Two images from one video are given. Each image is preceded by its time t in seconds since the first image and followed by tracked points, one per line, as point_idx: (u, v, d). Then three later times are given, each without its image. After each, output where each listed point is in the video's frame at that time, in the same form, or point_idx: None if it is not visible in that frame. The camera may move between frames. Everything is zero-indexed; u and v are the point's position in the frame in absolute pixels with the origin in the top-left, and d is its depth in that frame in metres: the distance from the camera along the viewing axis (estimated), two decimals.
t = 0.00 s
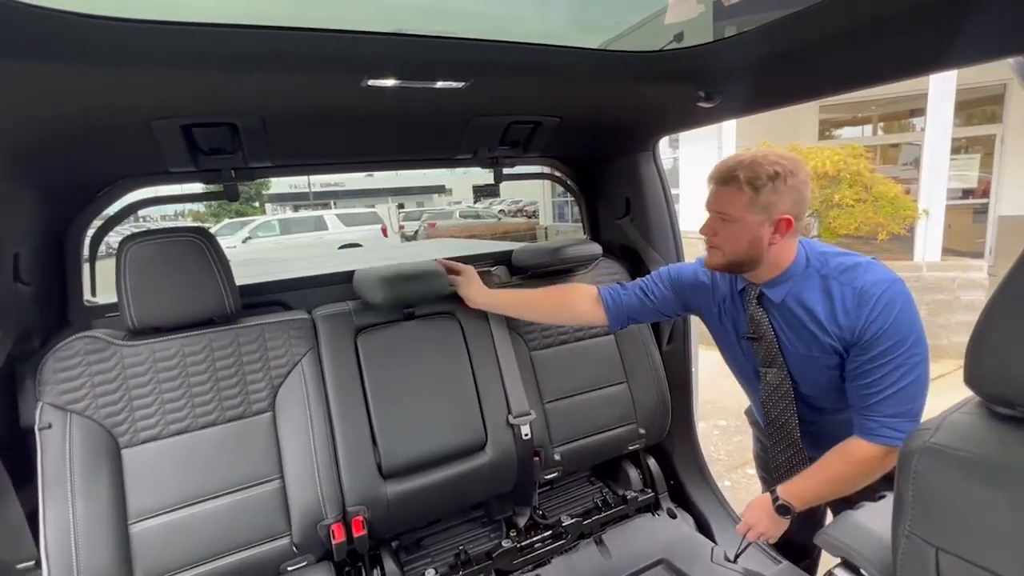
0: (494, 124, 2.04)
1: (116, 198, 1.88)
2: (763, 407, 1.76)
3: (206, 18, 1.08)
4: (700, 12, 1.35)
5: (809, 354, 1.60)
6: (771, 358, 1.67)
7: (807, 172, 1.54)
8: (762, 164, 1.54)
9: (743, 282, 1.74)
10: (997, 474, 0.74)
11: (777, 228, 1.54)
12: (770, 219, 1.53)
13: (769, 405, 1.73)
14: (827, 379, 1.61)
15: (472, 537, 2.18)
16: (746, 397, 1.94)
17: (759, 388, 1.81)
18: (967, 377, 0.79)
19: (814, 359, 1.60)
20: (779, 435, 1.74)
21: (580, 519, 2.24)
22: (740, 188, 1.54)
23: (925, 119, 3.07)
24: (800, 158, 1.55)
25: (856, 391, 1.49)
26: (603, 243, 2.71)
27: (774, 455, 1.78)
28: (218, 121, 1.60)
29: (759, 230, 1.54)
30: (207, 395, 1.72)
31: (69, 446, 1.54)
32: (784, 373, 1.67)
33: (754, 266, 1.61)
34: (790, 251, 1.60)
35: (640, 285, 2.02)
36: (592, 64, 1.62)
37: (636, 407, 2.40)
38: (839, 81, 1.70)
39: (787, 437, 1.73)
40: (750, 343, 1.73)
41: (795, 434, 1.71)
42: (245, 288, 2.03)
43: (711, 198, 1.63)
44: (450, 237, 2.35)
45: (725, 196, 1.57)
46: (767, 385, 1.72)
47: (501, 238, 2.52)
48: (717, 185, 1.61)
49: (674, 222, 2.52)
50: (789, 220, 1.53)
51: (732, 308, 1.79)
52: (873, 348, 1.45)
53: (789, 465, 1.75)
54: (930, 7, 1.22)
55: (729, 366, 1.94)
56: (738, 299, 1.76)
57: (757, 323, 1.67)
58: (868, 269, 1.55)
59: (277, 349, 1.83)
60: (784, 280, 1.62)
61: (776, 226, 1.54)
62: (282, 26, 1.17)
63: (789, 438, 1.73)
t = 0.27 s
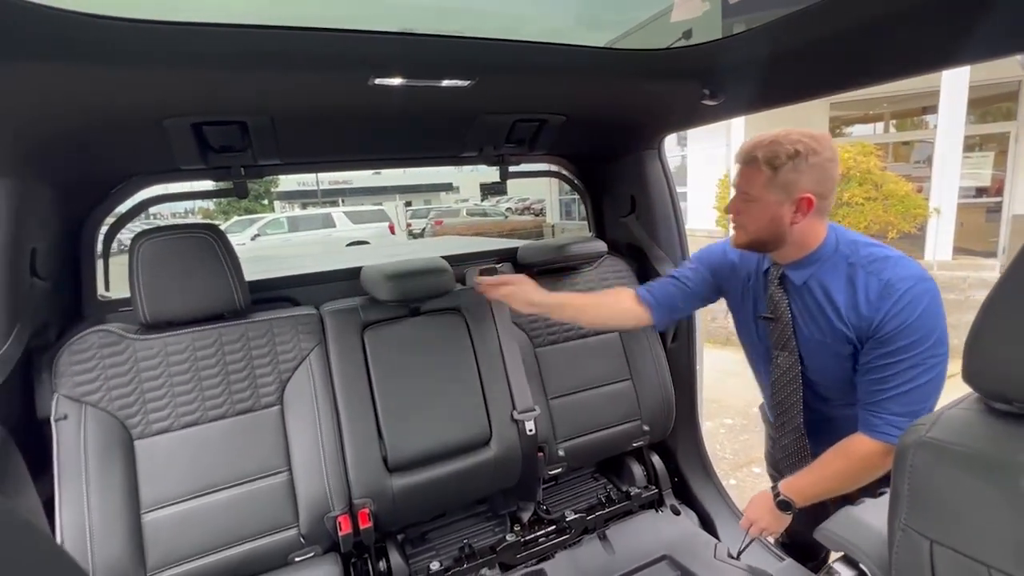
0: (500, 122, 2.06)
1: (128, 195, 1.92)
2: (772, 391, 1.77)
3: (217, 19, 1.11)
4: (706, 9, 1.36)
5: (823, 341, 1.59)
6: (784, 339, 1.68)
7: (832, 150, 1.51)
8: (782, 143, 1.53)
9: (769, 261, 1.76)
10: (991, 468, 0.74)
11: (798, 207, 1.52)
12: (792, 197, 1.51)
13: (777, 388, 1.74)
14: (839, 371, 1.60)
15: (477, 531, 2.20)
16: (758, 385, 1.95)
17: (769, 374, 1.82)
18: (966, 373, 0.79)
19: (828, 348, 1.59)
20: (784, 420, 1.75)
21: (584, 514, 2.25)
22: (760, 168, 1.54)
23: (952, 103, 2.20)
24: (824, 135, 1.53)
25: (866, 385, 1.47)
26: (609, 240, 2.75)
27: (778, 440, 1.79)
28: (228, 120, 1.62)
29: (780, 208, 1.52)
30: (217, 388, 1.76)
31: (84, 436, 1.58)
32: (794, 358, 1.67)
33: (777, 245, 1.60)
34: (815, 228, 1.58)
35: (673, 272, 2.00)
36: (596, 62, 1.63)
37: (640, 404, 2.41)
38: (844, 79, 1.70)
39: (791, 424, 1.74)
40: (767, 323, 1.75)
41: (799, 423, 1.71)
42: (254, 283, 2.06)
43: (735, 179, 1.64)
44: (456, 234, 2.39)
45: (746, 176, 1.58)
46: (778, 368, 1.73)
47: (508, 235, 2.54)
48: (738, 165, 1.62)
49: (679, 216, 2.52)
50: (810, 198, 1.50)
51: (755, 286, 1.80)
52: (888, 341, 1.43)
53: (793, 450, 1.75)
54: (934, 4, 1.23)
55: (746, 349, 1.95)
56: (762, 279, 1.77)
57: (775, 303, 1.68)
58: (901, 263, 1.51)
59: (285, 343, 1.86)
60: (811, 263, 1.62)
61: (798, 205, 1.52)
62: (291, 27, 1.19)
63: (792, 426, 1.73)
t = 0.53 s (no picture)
0: (505, 121, 2.08)
1: (138, 193, 1.94)
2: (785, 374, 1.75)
3: (227, 20, 1.13)
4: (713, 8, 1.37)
5: (845, 335, 1.53)
6: (811, 323, 1.63)
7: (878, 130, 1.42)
8: (824, 127, 1.47)
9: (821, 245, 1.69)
10: (985, 467, 0.72)
11: (845, 192, 1.45)
12: (835, 184, 1.45)
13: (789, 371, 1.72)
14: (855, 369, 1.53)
15: (479, 527, 2.23)
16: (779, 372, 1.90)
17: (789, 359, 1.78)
18: (963, 371, 0.78)
19: (849, 342, 1.52)
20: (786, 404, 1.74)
21: (586, 511, 2.27)
22: (801, 156, 1.50)
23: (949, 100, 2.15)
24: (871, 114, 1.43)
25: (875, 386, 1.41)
26: (613, 240, 2.75)
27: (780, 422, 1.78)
28: (238, 119, 1.65)
29: (823, 196, 1.47)
30: (225, 383, 1.78)
31: (95, 429, 1.62)
32: (814, 345, 1.62)
33: (828, 233, 1.54)
34: (871, 212, 1.48)
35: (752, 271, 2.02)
36: (600, 62, 1.65)
37: (643, 403, 2.43)
38: (847, 79, 1.71)
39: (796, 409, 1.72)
40: (800, 305, 1.69)
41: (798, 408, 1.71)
42: (262, 280, 2.09)
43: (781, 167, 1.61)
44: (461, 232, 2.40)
45: (789, 165, 1.55)
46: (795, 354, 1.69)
47: (512, 233, 2.57)
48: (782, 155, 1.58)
49: (683, 218, 2.50)
50: (858, 181, 1.42)
51: (800, 267, 1.75)
52: (905, 344, 1.35)
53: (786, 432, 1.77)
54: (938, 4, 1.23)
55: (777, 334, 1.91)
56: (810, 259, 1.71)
57: (814, 284, 1.63)
58: (952, 270, 1.35)
59: (292, 339, 1.88)
60: (857, 251, 1.53)
61: (843, 191, 1.45)
62: (300, 28, 1.21)
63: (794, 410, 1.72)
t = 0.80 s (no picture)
0: (510, 120, 2.09)
1: (147, 190, 1.97)
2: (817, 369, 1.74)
3: (237, 19, 1.15)
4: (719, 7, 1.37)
5: (878, 335, 1.52)
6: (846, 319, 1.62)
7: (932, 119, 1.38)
8: (873, 121, 1.45)
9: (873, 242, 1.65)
10: (987, 466, 0.72)
11: (902, 185, 1.41)
12: (890, 177, 1.41)
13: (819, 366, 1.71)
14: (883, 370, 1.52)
15: (482, 524, 2.24)
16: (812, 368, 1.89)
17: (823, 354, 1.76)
18: (966, 372, 0.78)
19: (881, 342, 1.51)
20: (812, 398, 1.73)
21: (588, 509, 2.28)
22: (852, 152, 1.47)
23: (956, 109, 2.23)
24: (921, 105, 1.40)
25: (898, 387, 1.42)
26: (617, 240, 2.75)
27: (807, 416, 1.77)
28: (246, 117, 1.66)
29: (879, 191, 1.43)
30: (232, 378, 1.80)
31: (104, 423, 1.64)
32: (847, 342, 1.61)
33: (886, 229, 1.49)
34: (930, 205, 1.43)
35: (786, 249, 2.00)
36: (606, 62, 1.65)
37: (646, 402, 2.43)
38: (853, 79, 1.71)
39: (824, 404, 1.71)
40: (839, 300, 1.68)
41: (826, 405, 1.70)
42: (268, 277, 2.11)
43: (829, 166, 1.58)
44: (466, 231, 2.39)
45: (839, 163, 1.52)
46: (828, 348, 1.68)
47: (516, 232, 2.57)
48: (830, 154, 1.55)
49: (688, 219, 2.50)
50: (915, 173, 1.38)
51: (851, 263, 1.72)
52: (933, 349, 1.35)
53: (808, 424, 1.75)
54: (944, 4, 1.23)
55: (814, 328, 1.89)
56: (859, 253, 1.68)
57: (858, 280, 1.61)
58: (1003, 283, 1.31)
59: (298, 336, 1.90)
60: (907, 251, 1.49)
61: (899, 184, 1.41)
62: (307, 27, 1.23)
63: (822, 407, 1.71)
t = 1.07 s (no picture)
0: (513, 119, 2.09)
1: (152, 188, 1.98)
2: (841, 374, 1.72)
3: (241, 17, 1.15)
4: (722, 8, 1.37)
5: (901, 336, 1.51)
6: (865, 321, 1.62)
7: (964, 115, 1.38)
8: (902, 116, 1.45)
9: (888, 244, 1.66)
10: (987, 470, 0.72)
11: (932, 180, 1.41)
12: (922, 172, 1.41)
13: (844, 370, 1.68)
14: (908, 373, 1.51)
15: (483, 522, 2.25)
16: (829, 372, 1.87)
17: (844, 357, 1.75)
18: (967, 373, 0.78)
19: (903, 344, 1.51)
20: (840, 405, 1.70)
21: (589, 508, 2.28)
22: (880, 146, 1.47)
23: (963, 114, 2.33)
24: (951, 102, 1.41)
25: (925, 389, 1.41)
26: (620, 239, 2.76)
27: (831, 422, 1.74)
28: (249, 116, 1.67)
29: (910, 186, 1.43)
30: (235, 375, 1.81)
31: (108, 419, 1.65)
32: (869, 344, 1.61)
33: (913, 227, 1.48)
34: (959, 203, 1.44)
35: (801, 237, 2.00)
36: (609, 61, 1.65)
37: (648, 402, 2.43)
38: (857, 80, 1.71)
39: (856, 411, 1.67)
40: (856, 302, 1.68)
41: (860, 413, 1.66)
42: (272, 275, 2.12)
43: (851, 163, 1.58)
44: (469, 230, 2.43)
45: (865, 158, 1.51)
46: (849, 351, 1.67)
47: (518, 231, 2.60)
48: (857, 149, 1.55)
49: (690, 219, 2.50)
50: (947, 167, 1.38)
51: (864, 264, 1.72)
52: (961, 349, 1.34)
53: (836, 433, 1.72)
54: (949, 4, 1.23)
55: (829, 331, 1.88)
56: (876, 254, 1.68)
57: (876, 282, 1.61)
58: None
59: (301, 334, 1.91)
60: (928, 252, 1.49)
61: (931, 179, 1.41)
62: (312, 26, 1.23)
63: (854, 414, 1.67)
